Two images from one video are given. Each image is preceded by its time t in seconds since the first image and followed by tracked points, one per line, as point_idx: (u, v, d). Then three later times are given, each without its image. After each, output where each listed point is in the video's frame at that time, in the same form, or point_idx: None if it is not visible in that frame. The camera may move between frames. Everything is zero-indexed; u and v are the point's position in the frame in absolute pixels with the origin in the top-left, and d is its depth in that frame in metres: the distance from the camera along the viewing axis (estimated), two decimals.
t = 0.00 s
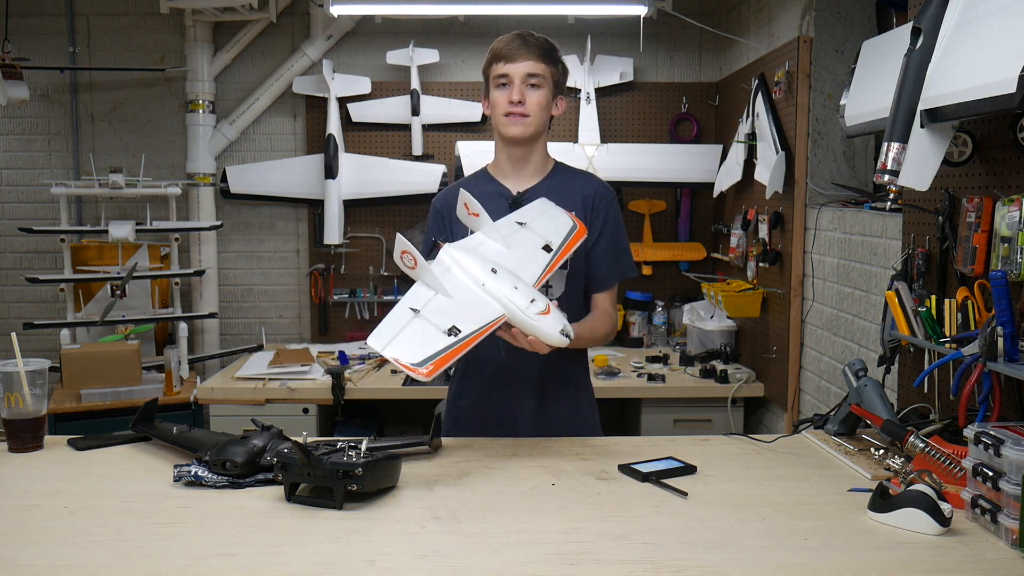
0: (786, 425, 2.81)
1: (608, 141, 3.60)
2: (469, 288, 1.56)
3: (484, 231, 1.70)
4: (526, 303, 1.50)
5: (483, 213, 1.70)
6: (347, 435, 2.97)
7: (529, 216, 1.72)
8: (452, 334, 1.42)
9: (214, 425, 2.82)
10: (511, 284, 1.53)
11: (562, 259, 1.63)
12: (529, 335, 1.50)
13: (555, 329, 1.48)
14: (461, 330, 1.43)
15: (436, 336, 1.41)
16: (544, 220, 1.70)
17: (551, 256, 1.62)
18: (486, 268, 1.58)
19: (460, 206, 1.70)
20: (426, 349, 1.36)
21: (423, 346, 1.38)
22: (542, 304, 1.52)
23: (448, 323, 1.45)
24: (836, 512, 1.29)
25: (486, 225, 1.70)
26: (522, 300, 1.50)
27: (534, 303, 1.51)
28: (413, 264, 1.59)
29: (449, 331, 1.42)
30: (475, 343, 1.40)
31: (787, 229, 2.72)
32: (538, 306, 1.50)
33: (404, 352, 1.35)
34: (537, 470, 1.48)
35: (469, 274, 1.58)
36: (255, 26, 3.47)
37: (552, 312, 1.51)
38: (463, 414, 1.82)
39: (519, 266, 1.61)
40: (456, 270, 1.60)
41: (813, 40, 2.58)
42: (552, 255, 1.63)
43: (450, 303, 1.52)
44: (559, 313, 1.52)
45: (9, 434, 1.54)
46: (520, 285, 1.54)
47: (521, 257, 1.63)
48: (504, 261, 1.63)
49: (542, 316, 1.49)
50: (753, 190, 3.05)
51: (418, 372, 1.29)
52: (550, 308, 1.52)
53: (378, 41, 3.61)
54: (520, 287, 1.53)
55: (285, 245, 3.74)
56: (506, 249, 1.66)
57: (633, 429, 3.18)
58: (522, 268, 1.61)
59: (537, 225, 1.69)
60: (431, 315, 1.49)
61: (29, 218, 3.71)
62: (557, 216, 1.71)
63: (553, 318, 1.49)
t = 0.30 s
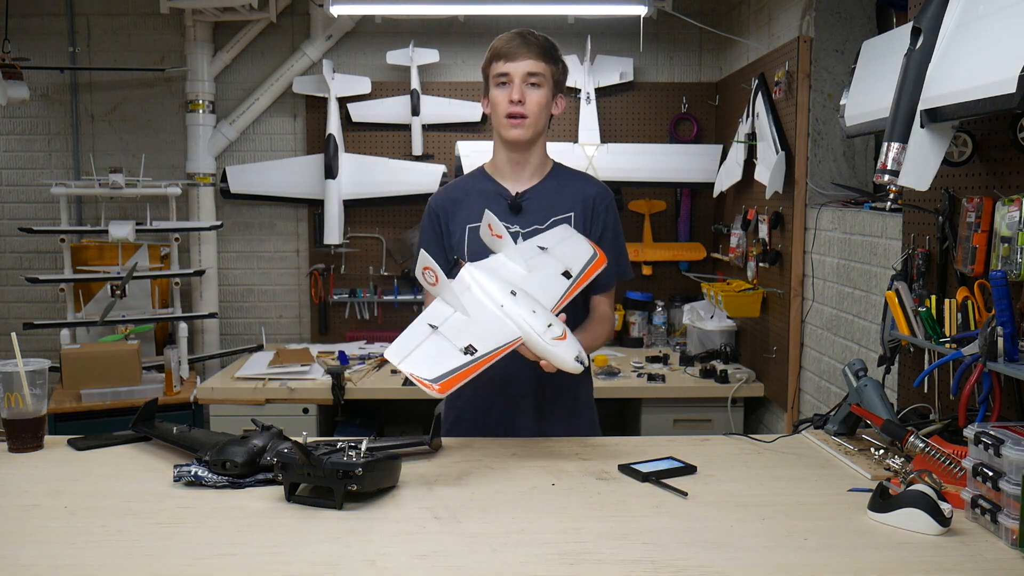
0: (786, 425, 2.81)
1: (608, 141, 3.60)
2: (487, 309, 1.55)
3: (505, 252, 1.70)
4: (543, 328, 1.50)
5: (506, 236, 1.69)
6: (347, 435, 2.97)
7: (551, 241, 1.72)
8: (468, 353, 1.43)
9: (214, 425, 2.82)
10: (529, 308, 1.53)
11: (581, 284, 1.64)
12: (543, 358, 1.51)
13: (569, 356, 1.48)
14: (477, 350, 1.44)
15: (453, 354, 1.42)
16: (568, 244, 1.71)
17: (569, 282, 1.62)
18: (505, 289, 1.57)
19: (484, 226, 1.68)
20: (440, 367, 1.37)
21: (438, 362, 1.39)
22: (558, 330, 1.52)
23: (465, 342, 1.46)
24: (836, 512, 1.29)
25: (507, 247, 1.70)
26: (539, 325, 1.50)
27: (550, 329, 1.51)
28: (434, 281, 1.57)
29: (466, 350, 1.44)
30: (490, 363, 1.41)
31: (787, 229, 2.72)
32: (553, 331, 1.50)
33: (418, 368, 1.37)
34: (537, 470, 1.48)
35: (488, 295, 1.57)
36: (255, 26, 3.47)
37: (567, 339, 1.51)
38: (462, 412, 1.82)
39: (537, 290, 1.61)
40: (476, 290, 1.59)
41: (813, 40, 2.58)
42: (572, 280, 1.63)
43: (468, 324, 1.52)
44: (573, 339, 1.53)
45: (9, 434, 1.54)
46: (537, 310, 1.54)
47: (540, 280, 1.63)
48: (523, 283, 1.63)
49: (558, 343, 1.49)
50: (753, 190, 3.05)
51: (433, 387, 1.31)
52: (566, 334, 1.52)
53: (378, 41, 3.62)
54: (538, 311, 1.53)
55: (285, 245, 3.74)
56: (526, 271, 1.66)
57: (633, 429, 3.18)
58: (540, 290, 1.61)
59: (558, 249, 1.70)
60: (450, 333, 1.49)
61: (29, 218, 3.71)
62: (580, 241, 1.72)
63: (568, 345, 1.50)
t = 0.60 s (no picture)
0: (786, 425, 2.81)
1: (608, 141, 3.60)
2: (504, 308, 1.54)
3: (525, 247, 1.69)
4: (560, 326, 1.49)
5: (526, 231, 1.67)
6: (347, 435, 2.97)
7: (573, 234, 1.73)
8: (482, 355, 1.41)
9: (214, 425, 2.82)
10: (547, 305, 1.52)
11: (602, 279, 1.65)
12: (559, 355, 1.50)
13: (586, 355, 1.48)
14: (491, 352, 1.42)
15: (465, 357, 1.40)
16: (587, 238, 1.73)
17: (591, 276, 1.64)
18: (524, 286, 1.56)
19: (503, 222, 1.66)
20: (456, 369, 1.36)
21: (451, 365, 1.37)
22: (576, 327, 1.51)
23: (478, 343, 1.43)
24: (836, 512, 1.29)
25: (527, 243, 1.69)
26: (556, 322, 1.49)
27: (567, 326, 1.50)
28: (449, 282, 1.52)
29: (478, 352, 1.41)
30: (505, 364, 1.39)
31: (787, 229, 2.72)
32: (571, 330, 1.49)
33: (433, 371, 1.35)
34: (537, 470, 1.48)
35: (506, 294, 1.56)
36: (255, 27, 3.47)
37: (584, 337, 1.51)
38: (460, 415, 1.82)
39: (557, 286, 1.61)
40: (493, 288, 1.58)
41: (813, 40, 2.58)
42: (592, 275, 1.65)
43: (484, 324, 1.50)
44: (590, 337, 1.52)
45: (9, 434, 1.54)
46: (554, 307, 1.52)
47: (559, 277, 1.63)
48: (541, 280, 1.62)
49: (575, 341, 1.48)
50: (753, 190, 3.05)
51: (444, 394, 1.30)
52: (583, 332, 1.52)
53: (378, 41, 3.62)
54: (555, 309, 1.51)
55: (285, 245, 3.74)
56: (545, 267, 1.66)
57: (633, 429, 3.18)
58: (561, 287, 1.61)
59: (578, 243, 1.71)
60: (463, 334, 1.47)
61: (29, 218, 3.71)
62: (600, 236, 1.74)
63: (585, 343, 1.49)
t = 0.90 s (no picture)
0: (786, 425, 2.81)
1: (608, 141, 3.60)
2: (532, 263, 1.56)
3: (592, 217, 1.69)
4: (568, 299, 1.47)
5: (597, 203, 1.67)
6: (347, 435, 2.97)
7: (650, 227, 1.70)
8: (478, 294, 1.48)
9: (214, 425, 2.82)
10: (567, 275, 1.51)
11: (648, 279, 1.59)
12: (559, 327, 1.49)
13: (579, 336, 1.44)
14: (488, 294, 1.48)
15: (464, 288, 1.49)
16: (657, 243, 1.67)
17: (642, 269, 1.59)
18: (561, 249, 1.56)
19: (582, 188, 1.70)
20: (446, 295, 1.46)
21: (444, 290, 1.47)
22: (586, 305, 1.48)
23: (483, 284, 1.50)
24: (836, 512, 1.29)
25: (595, 214, 1.68)
26: (566, 295, 1.48)
27: (577, 302, 1.48)
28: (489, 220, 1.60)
29: (477, 290, 1.49)
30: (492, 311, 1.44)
31: (787, 229, 2.72)
32: (578, 306, 1.47)
33: (422, 288, 1.47)
34: (537, 470, 1.48)
35: (541, 250, 1.58)
36: (255, 26, 3.47)
37: (590, 317, 1.47)
38: (459, 413, 1.83)
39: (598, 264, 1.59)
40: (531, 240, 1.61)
41: (813, 40, 2.59)
42: (640, 270, 1.59)
43: (502, 270, 1.55)
44: (598, 319, 1.48)
45: (9, 434, 1.54)
46: (577, 280, 1.51)
47: (608, 257, 1.61)
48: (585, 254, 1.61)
49: (577, 319, 1.46)
50: (753, 190, 3.05)
51: (419, 310, 1.42)
52: (592, 312, 1.48)
53: (378, 41, 3.62)
54: (575, 281, 1.50)
55: (285, 245, 3.74)
56: (598, 246, 1.64)
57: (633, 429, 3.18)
58: (601, 268, 1.59)
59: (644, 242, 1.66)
60: (478, 271, 1.54)
61: (29, 218, 3.71)
62: (672, 244, 1.67)
63: (586, 324, 1.45)
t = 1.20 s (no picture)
0: (786, 425, 2.81)
1: (608, 141, 3.60)
2: (538, 281, 1.56)
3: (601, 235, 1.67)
4: (572, 322, 1.49)
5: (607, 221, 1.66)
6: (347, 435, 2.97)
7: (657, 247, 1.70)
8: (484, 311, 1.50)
9: (214, 425, 2.82)
10: (573, 297, 1.51)
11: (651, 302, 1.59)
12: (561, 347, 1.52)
13: (580, 359, 1.47)
14: (494, 312, 1.50)
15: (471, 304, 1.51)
16: (662, 264, 1.66)
17: (647, 292, 1.59)
18: (568, 268, 1.56)
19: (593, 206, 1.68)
20: (453, 311, 1.49)
21: (451, 305, 1.50)
22: (589, 329, 1.49)
23: (490, 300, 1.52)
24: (836, 512, 1.29)
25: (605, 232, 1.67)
26: (570, 317, 1.49)
27: (581, 325, 1.49)
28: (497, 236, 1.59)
29: (484, 306, 1.51)
30: (497, 329, 1.47)
31: (787, 229, 2.72)
32: (582, 330, 1.48)
33: (431, 303, 1.49)
34: (538, 470, 1.48)
35: (548, 268, 1.57)
36: (255, 26, 3.47)
37: (594, 341, 1.48)
38: (458, 416, 1.83)
39: (605, 286, 1.59)
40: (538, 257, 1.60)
41: (813, 40, 2.59)
42: (644, 293, 1.59)
43: (509, 289, 1.55)
44: (601, 343, 1.50)
45: (9, 434, 1.54)
46: (582, 302, 1.51)
47: (615, 278, 1.60)
48: (594, 275, 1.60)
49: (580, 342, 1.48)
50: (753, 190, 3.05)
51: (426, 325, 1.46)
52: (596, 335, 1.49)
53: (378, 41, 3.62)
54: (581, 303, 1.51)
55: (285, 245, 3.74)
56: (604, 265, 1.63)
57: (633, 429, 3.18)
58: (606, 289, 1.59)
59: (649, 263, 1.65)
60: (484, 288, 1.54)
61: (29, 218, 3.71)
62: (676, 266, 1.66)
63: (589, 347, 1.47)
